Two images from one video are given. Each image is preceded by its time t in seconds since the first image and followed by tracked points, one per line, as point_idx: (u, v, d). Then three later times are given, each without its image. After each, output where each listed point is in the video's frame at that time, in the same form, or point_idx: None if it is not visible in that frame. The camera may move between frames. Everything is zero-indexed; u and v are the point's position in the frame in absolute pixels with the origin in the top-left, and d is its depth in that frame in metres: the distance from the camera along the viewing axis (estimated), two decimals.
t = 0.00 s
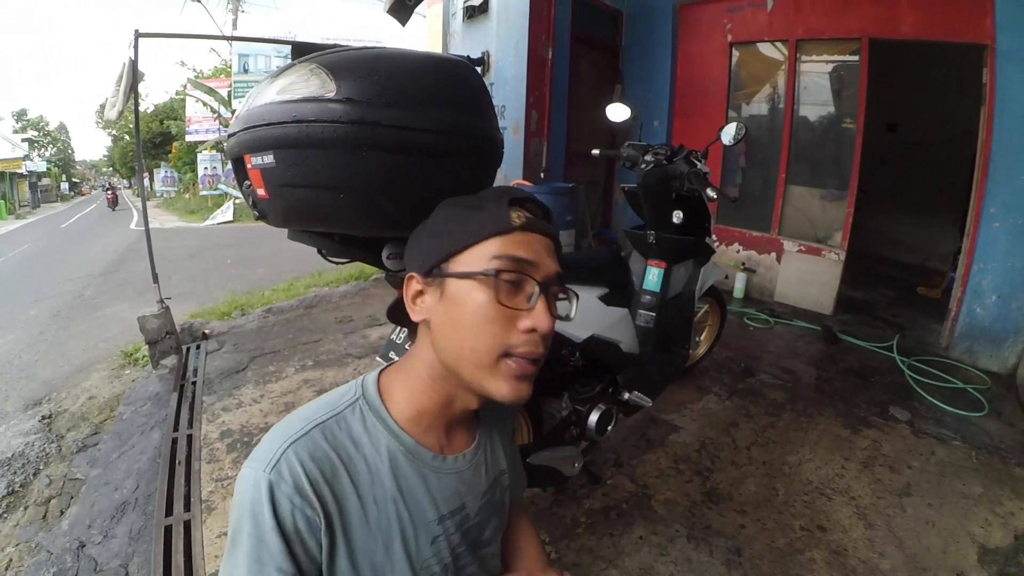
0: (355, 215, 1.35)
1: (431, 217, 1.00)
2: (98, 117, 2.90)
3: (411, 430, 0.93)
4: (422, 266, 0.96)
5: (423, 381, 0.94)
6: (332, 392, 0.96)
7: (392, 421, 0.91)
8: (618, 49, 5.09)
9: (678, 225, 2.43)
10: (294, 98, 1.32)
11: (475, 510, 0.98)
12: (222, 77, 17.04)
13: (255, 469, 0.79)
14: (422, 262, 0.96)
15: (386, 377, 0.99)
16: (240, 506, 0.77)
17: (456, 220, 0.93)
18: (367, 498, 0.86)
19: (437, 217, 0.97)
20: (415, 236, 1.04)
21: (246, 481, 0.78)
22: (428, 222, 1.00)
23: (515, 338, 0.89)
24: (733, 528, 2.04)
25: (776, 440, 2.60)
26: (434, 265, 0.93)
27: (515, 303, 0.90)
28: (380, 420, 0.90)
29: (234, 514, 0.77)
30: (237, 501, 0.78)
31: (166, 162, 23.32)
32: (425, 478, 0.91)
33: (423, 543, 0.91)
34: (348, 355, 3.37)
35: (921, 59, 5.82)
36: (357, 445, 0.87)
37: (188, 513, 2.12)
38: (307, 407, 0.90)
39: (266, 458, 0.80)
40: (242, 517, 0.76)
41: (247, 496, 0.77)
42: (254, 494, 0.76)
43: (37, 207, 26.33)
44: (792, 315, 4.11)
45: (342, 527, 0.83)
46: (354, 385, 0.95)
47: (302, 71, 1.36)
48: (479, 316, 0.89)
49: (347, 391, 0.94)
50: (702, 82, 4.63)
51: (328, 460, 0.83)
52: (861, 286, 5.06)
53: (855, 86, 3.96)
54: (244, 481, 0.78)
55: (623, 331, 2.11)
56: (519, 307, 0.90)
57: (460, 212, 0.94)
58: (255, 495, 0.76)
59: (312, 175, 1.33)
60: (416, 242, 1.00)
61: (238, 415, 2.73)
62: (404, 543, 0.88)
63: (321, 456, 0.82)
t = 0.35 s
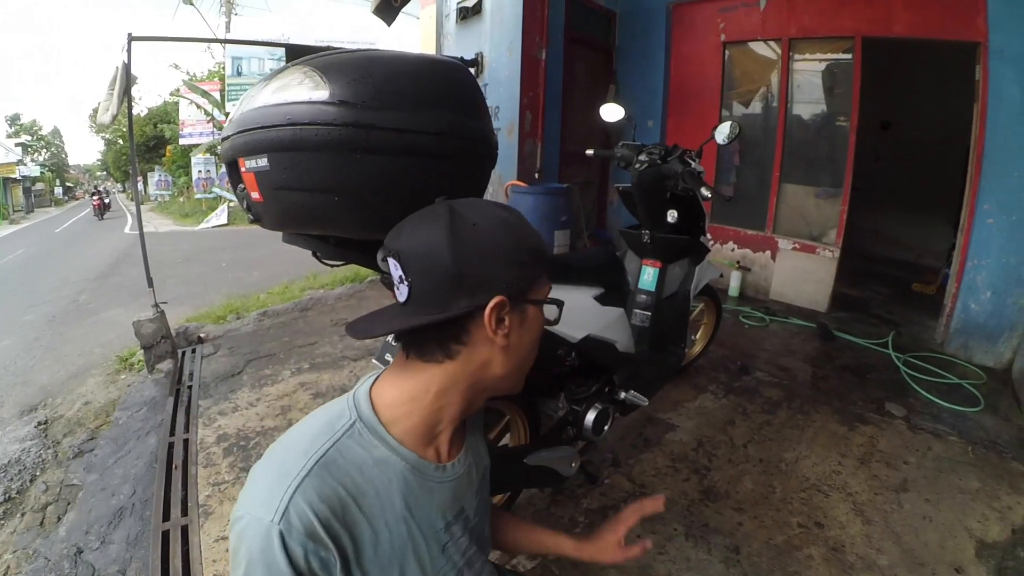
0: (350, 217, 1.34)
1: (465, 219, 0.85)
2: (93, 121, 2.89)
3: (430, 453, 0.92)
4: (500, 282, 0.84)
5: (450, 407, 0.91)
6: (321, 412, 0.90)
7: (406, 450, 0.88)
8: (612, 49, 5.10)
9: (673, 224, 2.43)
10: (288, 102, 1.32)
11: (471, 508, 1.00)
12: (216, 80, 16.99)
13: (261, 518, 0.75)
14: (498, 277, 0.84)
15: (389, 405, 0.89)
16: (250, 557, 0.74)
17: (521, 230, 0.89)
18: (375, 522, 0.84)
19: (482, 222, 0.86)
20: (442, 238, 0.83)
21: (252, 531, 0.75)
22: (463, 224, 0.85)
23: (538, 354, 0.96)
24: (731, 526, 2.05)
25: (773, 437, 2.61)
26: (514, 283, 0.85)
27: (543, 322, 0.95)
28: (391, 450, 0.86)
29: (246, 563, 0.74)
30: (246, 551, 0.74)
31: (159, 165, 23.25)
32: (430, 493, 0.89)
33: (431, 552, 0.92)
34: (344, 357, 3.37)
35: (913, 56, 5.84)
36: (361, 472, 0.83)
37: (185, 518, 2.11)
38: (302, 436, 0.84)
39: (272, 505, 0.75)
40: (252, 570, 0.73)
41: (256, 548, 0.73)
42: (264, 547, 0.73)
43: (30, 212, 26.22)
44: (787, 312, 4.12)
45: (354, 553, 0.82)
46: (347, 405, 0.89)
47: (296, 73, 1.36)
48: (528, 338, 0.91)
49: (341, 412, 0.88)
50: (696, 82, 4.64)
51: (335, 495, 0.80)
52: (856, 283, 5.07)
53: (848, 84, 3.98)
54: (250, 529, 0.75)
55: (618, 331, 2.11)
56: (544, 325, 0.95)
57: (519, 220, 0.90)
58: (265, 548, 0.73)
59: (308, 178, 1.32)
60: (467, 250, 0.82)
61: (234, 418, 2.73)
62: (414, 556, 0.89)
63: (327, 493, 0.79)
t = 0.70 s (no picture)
0: (336, 213, 1.34)
1: (438, 214, 0.85)
2: (81, 118, 2.86)
3: (411, 457, 0.92)
4: (477, 278, 0.83)
5: (430, 410, 0.91)
6: (297, 425, 0.88)
7: (388, 457, 0.87)
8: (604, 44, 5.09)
9: (663, 219, 2.44)
10: (272, 96, 1.31)
11: (458, 507, 1.00)
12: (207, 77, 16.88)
13: (245, 540, 0.74)
14: (476, 271, 0.83)
15: (367, 412, 0.89)
16: None
17: (498, 222, 0.88)
18: (362, 532, 0.84)
19: (456, 215, 0.85)
20: (414, 235, 0.82)
21: (237, 553, 0.74)
22: (435, 220, 0.84)
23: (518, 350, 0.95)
24: (723, 520, 2.05)
25: (765, 432, 2.62)
26: (492, 277, 0.85)
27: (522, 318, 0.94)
28: (372, 459, 0.86)
29: None
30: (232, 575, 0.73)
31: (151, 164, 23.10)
32: (416, 497, 0.89)
33: (422, 556, 0.91)
34: (336, 355, 3.36)
35: (904, 51, 5.86)
36: (344, 483, 0.83)
37: (177, 517, 2.10)
38: (279, 453, 0.83)
39: (255, 526, 0.74)
40: None
41: (241, 570, 0.72)
42: (250, 568, 0.72)
43: (22, 212, 26.04)
44: (779, 307, 4.14)
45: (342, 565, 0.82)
46: (323, 417, 0.88)
47: (280, 68, 1.35)
48: (506, 335, 0.91)
49: (318, 425, 0.87)
50: (688, 77, 4.64)
51: (319, 510, 0.79)
52: (848, 278, 5.09)
53: (840, 79, 3.99)
54: (234, 552, 0.74)
55: (608, 326, 2.11)
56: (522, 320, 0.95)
57: (496, 213, 0.90)
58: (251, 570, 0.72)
59: (292, 174, 1.32)
60: (441, 245, 0.82)
61: (226, 417, 2.72)
62: (405, 562, 0.89)
63: (311, 508, 0.78)
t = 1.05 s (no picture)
0: (335, 213, 1.34)
1: (441, 215, 0.85)
2: (82, 117, 2.86)
3: (412, 460, 0.91)
4: (479, 280, 0.84)
5: (432, 412, 0.91)
6: (298, 426, 0.88)
7: (390, 460, 0.87)
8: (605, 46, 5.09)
9: (662, 222, 2.44)
10: (273, 97, 1.31)
11: (458, 510, 1.00)
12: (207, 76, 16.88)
13: (246, 542, 0.74)
14: (477, 273, 0.83)
15: (369, 414, 0.89)
16: None
17: (500, 223, 0.88)
18: (363, 535, 0.84)
19: (459, 216, 0.85)
20: (416, 236, 0.82)
21: (238, 555, 0.74)
22: (438, 221, 0.84)
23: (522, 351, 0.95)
24: (720, 523, 2.06)
25: (762, 435, 2.62)
26: (493, 279, 0.85)
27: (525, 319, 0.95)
28: (374, 462, 0.86)
29: None
30: None
31: (151, 162, 23.10)
32: (417, 500, 0.90)
33: (422, 558, 0.91)
34: (334, 354, 3.36)
35: (904, 55, 5.86)
36: (345, 486, 0.83)
37: (175, 515, 2.10)
38: (280, 454, 0.83)
39: (257, 528, 0.75)
40: None
41: (241, 571, 0.72)
42: (250, 570, 0.72)
43: (20, 209, 26.02)
44: (778, 310, 4.14)
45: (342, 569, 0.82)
46: (325, 419, 0.88)
47: (281, 68, 1.35)
48: (509, 337, 0.91)
49: (320, 427, 0.87)
50: (688, 79, 4.64)
51: (320, 513, 0.79)
52: (847, 281, 5.10)
53: (840, 83, 3.99)
54: (235, 554, 0.74)
55: (606, 328, 2.12)
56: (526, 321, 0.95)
57: (497, 214, 0.90)
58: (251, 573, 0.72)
59: (291, 174, 1.32)
60: (443, 246, 0.82)
61: (224, 416, 2.72)
62: (404, 564, 0.89)
63: (313, 511, 0.78)
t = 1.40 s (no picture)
0: (331, 214, 1.34)
1: (441, 220, 0.84)
2: (81, 118, 2.86)
3: (408, 464, 0.91)
4: (477, 285, 0.83)
5: (429, 417, 0.91)
6: (295, 429, 0.88)
7: (387, 464, 0.87)
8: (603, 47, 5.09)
9: (660, 222, 2.44)
10: (268, 98, 1.31)
11: (457, 513, 1.00)
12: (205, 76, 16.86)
13: (241, 546, 0.74)
14: (475, 278, 0.83)
15: (366, 418, 0.89)
16: None
17: (498, 227, 0.88)
18: (359, 538, 0.84)
19: (458, 221, 0.85)
20: (415, 241, 0.82)
21: (233, 559, 0.73)
22: (437, 225, 0.84)
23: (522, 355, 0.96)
24: (718, 523, 2.06)
25: (761, 435, 2.62)
26: (492, 284, 0.85)
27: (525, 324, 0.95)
28: (370, 465, 0.86)
29: None
30: None
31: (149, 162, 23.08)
32: (415, 503, 0.89)
33: (419, 562, 0.91)
34: (333, 355, 3.36)
35: (902, 55, 5.87)
36: (341, 490, 0.83)
37: (172, 516, 2.10)
38: (276, 457, 0.83)
39: (251, 533, 0.74)
40: None
41: None
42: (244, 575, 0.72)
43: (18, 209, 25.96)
44: (776, 310, 4.14)
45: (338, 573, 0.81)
46: (321, 421, 0.88)
47: (276, 70, 1.35)
48: (506, 344, 0.91)
49: (316, 429, 0.87)
50: (687, 80, 4.65)
51: (315, 517, 0.79)
52: (845, 281, 5.10)
53: (838, 83, 4.00)
54: (230, 558, 0.74)
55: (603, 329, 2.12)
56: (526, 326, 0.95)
57: (497, 218, 0.89)
58: None
59: (287, 176, 1.32)
60: (442, 252, 0.82)
61: (222, 417, 2.71)
62: (402, 568, 0.89)
63: (308, 515, 0.78)
